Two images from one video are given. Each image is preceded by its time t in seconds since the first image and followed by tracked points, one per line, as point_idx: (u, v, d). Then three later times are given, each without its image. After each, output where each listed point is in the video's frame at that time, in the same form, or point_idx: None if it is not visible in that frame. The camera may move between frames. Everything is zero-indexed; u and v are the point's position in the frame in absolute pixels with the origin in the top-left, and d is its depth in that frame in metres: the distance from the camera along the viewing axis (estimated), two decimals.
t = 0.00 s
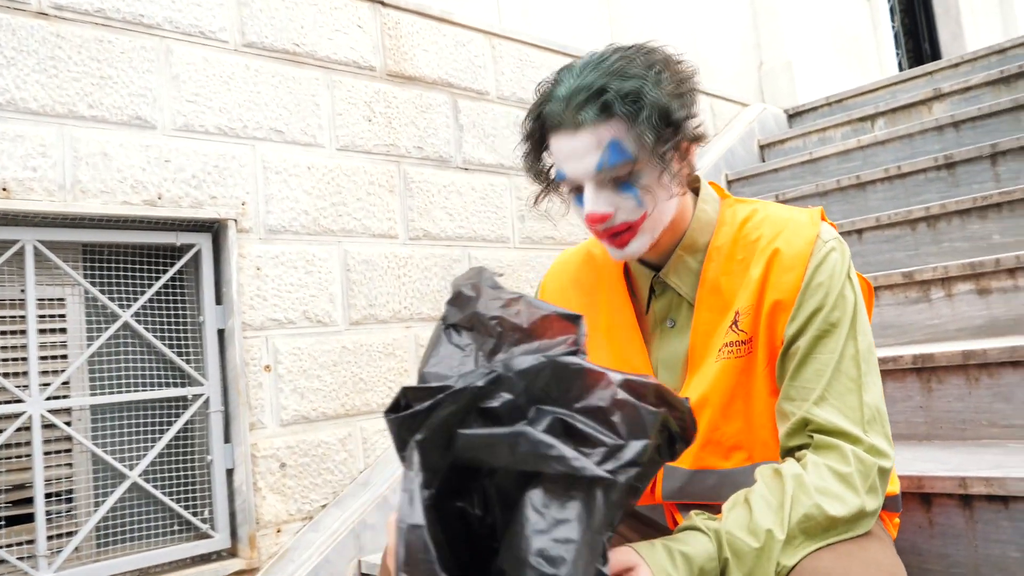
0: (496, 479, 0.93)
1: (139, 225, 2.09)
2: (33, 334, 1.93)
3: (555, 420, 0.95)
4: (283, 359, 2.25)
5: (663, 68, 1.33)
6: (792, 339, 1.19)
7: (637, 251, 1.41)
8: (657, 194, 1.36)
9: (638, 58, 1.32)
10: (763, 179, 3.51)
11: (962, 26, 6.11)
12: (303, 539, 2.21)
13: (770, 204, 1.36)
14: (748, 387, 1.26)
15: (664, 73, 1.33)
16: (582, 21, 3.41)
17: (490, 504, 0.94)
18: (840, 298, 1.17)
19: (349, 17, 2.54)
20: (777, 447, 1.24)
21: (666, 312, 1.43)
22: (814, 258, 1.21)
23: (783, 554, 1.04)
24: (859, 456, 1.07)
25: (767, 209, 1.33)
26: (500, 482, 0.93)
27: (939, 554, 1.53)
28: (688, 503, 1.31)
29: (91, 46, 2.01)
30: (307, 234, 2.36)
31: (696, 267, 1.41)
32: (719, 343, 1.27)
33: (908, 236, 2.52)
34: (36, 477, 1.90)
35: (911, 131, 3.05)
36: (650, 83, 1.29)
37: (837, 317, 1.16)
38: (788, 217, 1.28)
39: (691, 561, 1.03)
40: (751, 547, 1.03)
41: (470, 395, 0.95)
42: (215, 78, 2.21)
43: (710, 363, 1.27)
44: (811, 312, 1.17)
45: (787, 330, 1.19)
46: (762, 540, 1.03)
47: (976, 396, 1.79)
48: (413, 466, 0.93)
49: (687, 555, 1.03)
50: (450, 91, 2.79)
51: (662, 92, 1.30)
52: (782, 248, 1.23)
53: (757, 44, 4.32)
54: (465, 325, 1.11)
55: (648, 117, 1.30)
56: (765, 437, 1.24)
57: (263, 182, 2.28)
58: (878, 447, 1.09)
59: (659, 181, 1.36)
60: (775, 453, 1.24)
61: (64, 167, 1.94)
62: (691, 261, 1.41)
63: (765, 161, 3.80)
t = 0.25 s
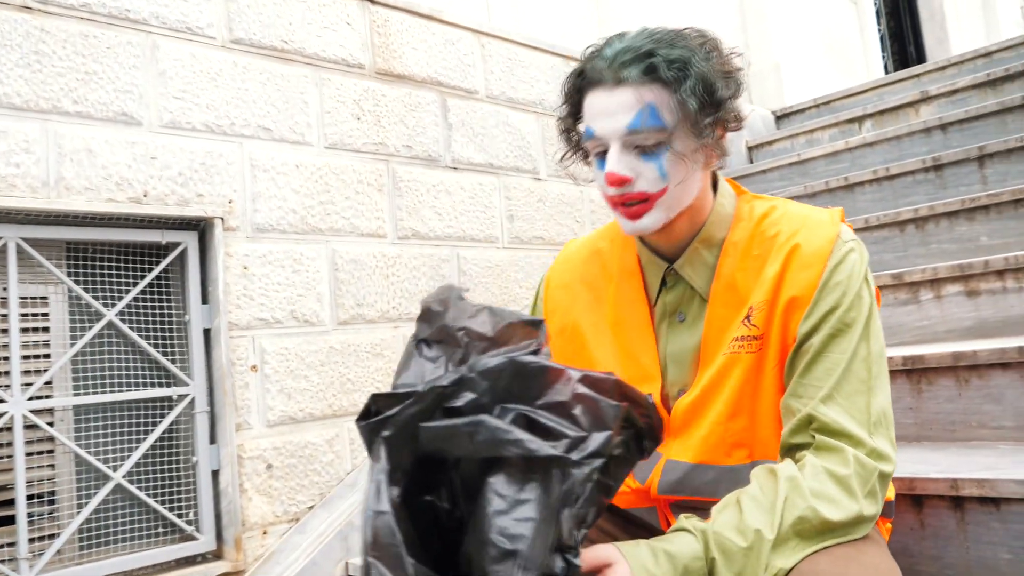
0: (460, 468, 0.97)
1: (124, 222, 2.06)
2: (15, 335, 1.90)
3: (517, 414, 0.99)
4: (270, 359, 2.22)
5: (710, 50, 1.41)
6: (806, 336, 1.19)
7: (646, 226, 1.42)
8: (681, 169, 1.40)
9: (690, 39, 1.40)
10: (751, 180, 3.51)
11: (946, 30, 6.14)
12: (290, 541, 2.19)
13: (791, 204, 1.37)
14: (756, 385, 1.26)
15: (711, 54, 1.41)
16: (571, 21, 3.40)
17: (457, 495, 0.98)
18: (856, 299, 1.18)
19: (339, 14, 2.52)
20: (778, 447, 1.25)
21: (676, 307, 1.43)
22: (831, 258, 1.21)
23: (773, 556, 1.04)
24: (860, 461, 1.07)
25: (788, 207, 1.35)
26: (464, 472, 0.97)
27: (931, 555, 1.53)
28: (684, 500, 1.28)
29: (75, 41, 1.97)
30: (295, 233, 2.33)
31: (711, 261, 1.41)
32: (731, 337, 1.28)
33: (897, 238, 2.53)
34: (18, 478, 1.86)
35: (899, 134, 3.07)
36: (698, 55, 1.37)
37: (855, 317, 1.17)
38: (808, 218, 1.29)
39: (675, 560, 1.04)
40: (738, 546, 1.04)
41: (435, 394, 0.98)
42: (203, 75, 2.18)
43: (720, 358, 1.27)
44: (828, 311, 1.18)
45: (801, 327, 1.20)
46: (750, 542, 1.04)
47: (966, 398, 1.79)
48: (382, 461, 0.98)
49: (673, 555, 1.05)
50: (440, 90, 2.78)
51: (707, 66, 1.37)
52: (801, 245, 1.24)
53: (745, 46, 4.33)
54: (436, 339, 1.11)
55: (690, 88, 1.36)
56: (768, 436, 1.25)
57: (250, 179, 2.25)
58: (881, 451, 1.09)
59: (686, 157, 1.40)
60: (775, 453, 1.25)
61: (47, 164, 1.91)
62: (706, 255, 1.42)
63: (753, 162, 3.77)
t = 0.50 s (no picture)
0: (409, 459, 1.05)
1: (111, 222, 2.03)
2: None
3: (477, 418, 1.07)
4: (258, 360, 2.20)
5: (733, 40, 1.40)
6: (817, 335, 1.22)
7: (660, 219, 1.45)
8: (698, 160, 1.42)
9: (713, 26, 1.40)
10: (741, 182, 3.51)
11: (934, 34, 6.18)
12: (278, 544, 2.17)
13: (809, 204, 1.40)
14: (764, 382, 1.30)
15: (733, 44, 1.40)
16: (563, 22, 3.40)
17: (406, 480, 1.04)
18: (870, 302, 1.21)
19: (329, 13, 2.50)
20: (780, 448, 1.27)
21: (685, 293, 1.46)
22: (846, 263, 1.25)
23: (757, 552, 1.06)
24: (857, 466, 1.08)
25: (808, 207, 1.38)
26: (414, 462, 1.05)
27: (923, 558, 1.54)
28: (679, 495, 1.31)
29: (62, 37, 1.95)
30: (284, 233, 2.31)
31: (724, 252, 1.45)
32: (742, 331, 1.31)
33: (887, 240, 2.53)
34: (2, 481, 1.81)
35: (889, 137, 3.08)
36: (718, 46, 1.37)
37: (869, 318, 1.20)
38: (825, 222, 1.32)
39: (650, 557, 1.09)
40: (719, 541, 1.07)
41: (402, 395, 1.07)
42: (191, 73, 2.16)
43: (729, 352, 1.31)
44: (842, 311, 1.21)
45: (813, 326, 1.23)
46: (732, 539, 1.07)
47: (957, 401, 1.80)
48: (329, 468, 1.05)
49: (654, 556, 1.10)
50: (430, 90, 2.76)
51: (726, 57, 1.37)
52: (819, 245, 1.27)
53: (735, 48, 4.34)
54: (444, 365, 1.28)
55: (708, 76, 1.36)
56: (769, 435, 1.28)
57: (239, 179, 2.23)
58: (882, 457, 1.11)
59: (702, 148, 1.41)
60: (775, 452, 1.27)
61: (32, 161, 1.88)
62: (720, 247, 1.45)
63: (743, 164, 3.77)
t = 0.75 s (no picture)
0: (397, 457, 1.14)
1: (102, 221, 2.01)
2: None
3: (460, 425, 1.15)
4: (250, 361, 2.18)
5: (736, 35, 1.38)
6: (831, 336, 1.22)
7: (669, 222, 1.46)
8: (704, 161, 1.41)
9: (715, 22, 1.38)
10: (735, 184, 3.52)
11: (925, 38, 6.21)
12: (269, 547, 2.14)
13: (825, 209, 1.40)
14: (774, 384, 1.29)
15: (737, 40, 1.38)
16: (557, 23, 3.39)
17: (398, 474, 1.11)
18: (885, 308, 1.21)
19: (323, 12, 2.48)
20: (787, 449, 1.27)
21: (696, 290, 1.45)
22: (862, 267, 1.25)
23: (753, 547, 1.07)
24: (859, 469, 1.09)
25: (824, 211, 1.38)
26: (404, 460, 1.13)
27: (920, 562, 1.54)
28: (681, 494, 1.33)
29: (52, 34, 1.92)
30: (277, 233, 2.29)
31: (738, 252, 1.43)
32: (754, 330, 1.31)
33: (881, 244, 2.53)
34: None
35: (882, 140, 3.09)
36: (718, 43, 1.35)
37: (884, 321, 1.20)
38: (842, 227, 1.32)
39: (646, 547, 1.11)
40: (718, 536, 1.09)
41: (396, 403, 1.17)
42: (183, 71, 2.14)
43: (739, 351, 1.31)
44: (858, 312, 1.20)
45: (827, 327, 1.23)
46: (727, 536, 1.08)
47: (953, 404, 1.80)
48: (316, 471, 1.14)
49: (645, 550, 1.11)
50: (425, 90, 2.75)
51: (726, 54, 1.35)
52: (837, 247, 1.27)
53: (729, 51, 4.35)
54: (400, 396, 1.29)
55: (706, 78, 1.35)
56: (776, 436, 1.28)
57: (231, 178, 2.21)
58: (889, 463, 1.11)
59: (707, 150, 1.40)
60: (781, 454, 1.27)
61: (22, 159, 1.85)
62: (733, 245, 1.44)
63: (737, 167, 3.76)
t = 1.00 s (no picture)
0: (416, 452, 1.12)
1: (93, 218, 1.98)
2: None
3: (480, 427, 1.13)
4: (242, 360, 2.16)
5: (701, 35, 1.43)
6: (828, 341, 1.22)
7: (655, 221, 1.49)
8: (681, 156, 1.44)
9: (677, 22, 1.43)
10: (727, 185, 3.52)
11: (914, 41, 6.25)
12: (261, 547, 2.12)
13: (817, 210, 1.41)
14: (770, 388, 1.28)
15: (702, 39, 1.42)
16: (551, 22, 3.38)
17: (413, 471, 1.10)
18: (882, 315, 1.23)
19: (317, 8, 2.46)
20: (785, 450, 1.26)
21: (687, 291, 1.45)
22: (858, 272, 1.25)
23: (769, 489, 1.11)
24: (862, 459, 1.13)
25: (816, 213, 1.38)
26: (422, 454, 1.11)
27: (916, 563, 1.54)
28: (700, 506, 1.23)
29: (43, 28, 1.90)
30: (270, 231, 2.28)
31: (728, 253, 1.45)
32: (749, 334, 1.29)
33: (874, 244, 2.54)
34: None
35: (875, 141, 3.09)
36: (683, 44, 1.40)
37: (877, 327, 1.21)
38: (836, 229, 1.32)
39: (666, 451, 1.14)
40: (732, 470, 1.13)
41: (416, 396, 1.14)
42: (176, 67, 2.12)
43: (735, 356, 1.29)
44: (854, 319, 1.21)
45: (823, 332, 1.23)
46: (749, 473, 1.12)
47: (947, 405, 1.80)
48: (335, 456, 1.13)
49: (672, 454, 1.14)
50: (419, 88, 2.73)
51: (691, 52, 1.40)
52: (834, 252, 1.27)
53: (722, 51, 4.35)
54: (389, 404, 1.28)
55: (672, 76, 1.40)
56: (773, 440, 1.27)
57: (224, 175, 2.19)
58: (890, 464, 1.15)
59: (682, 146, 1.44)
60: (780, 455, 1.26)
61: (11, 154, 1.83)
62: (724, 246, 1.45)
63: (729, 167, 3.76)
